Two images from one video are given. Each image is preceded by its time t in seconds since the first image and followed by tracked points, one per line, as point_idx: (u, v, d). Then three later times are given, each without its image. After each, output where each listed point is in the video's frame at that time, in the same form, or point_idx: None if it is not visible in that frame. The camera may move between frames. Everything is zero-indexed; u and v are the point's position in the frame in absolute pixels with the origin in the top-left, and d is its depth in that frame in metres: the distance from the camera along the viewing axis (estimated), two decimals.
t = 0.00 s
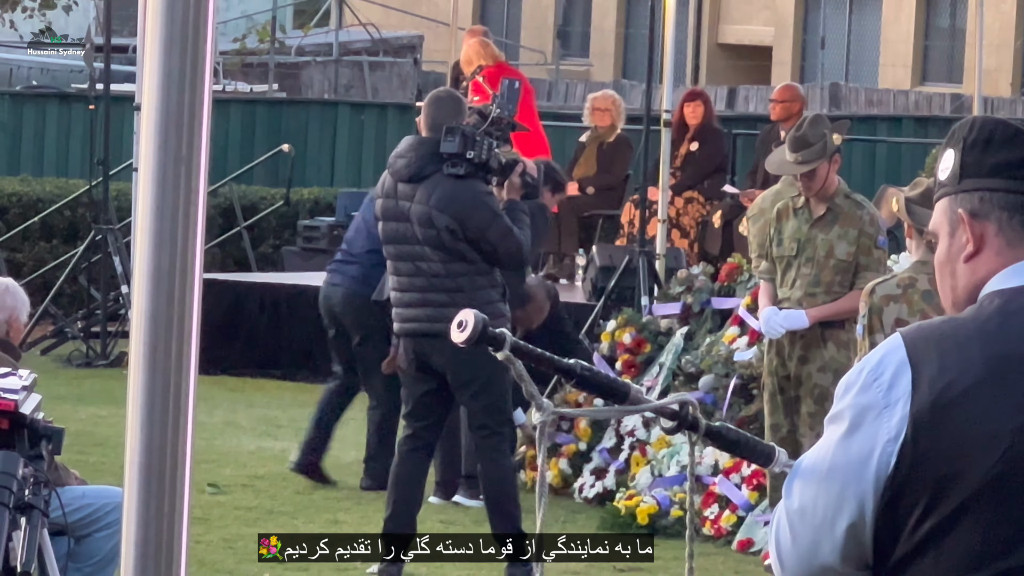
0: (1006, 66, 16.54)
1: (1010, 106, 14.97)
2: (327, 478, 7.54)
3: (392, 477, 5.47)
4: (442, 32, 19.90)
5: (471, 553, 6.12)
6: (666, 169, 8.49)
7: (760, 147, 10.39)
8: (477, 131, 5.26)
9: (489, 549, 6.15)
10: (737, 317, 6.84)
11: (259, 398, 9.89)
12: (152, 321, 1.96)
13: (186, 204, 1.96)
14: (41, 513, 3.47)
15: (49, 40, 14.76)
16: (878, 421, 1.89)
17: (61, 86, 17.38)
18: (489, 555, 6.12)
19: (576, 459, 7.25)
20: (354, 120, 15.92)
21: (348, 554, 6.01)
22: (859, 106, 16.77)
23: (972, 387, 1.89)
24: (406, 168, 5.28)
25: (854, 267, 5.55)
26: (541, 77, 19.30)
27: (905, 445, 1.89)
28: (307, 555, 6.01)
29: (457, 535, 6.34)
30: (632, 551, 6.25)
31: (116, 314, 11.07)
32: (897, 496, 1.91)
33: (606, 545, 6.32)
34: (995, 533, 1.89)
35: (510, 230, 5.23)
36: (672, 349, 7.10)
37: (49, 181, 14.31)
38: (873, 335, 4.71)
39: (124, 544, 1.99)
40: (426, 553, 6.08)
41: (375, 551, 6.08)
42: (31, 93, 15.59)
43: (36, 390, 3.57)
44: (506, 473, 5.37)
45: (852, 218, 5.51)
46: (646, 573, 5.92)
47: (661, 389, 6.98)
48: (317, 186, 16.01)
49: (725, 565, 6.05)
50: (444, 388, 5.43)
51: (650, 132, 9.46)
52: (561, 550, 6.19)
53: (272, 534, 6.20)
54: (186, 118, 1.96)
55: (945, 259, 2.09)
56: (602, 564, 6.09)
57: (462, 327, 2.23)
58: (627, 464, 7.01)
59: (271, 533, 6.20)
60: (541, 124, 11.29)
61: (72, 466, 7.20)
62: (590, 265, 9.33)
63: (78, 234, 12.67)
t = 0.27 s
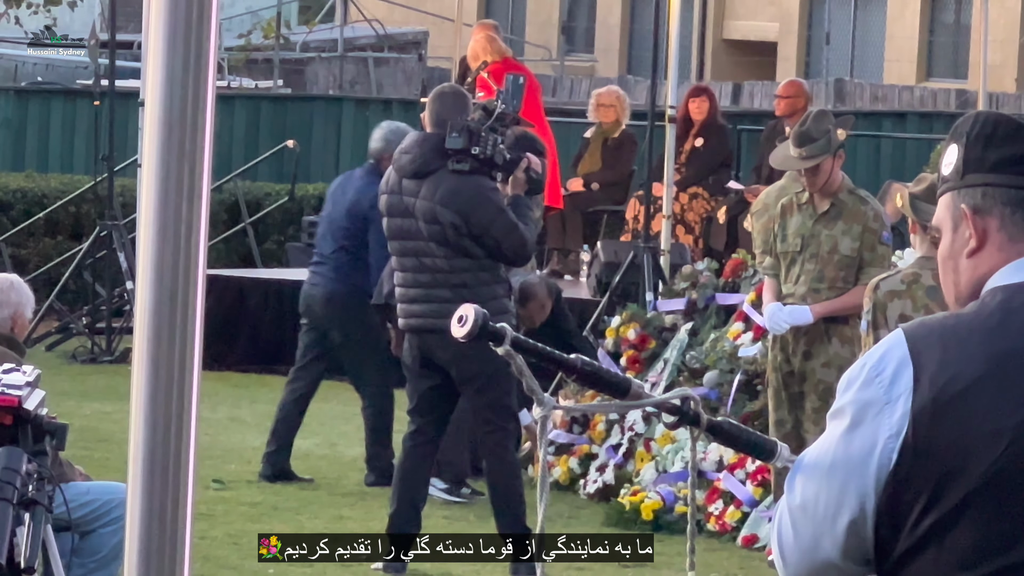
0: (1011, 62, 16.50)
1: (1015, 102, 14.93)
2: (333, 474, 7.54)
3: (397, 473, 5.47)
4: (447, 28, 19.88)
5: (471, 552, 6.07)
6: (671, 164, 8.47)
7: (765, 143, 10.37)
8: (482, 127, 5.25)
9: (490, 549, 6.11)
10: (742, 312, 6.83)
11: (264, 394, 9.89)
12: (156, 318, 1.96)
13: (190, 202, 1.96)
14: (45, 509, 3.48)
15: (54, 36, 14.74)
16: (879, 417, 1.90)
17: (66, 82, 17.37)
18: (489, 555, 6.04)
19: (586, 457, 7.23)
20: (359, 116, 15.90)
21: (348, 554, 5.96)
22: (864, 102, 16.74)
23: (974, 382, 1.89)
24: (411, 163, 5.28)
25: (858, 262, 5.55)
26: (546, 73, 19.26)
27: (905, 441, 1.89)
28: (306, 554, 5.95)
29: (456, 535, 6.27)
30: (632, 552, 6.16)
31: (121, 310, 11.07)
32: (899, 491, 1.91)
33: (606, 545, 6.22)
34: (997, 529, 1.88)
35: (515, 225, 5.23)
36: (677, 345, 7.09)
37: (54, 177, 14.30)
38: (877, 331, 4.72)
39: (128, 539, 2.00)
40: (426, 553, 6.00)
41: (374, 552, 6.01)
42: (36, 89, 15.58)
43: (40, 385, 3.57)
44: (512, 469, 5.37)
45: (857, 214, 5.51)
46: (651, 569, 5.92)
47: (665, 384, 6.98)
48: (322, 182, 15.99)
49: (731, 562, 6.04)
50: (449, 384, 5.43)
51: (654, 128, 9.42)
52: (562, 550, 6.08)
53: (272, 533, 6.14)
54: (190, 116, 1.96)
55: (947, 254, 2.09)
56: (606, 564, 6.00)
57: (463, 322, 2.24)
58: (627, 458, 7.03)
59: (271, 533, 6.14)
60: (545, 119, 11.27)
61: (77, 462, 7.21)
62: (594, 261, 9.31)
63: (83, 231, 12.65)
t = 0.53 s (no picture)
0: (1017, 58, 16.47)
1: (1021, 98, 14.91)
2: (338, 470, 7.54)
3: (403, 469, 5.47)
4: (453, 24, 19.86)
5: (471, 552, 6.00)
6: (676, 160, 8.44)
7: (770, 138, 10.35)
8: (488, 123, 5.24)
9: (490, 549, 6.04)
10: (747, 308, 6.81)
11: (270, 390, 9.89)
12: (162, 312, 1.95)
13: (197, 197, 1.96)
14: (52, 505, 3.46)
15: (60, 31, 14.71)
16: (886, 413, 1.88)
17: (71, 78, 17.35)
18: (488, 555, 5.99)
19: (591, 452, 7.23)
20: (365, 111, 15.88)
21: (348, 554, 5.91)
22: (870, 98, 16.71)
23: (979, 379, 1.88)
24: (417, 159, 5.27)
25: (864, 258, 5.52)
26: (552, 69, 19.23)
27: (913, 436, 1.88)
28: (307, 554, 5.89)
29: (456, 534, 6.20)
30: (632, 552, 6.10)
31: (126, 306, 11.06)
32: (905, 487, 1.90)
33: (606, 545, 6.15)
34: (1001, 523, 1.89)
35: (522, 221, 5.22)
36: (683, 340, 7.08)
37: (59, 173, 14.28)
38: (883, 326, 4.70)
39: (133, 536, 1.99)
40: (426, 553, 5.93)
41: (374, 552, 5.94)
42: (42, 85, 15.54)
43: (46, 381, 3.56)
44: (518, 465, 5.37)
45: (863, 210, 5.49)
46: (657, 565, 5.91)
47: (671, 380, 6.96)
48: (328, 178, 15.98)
49: (737, 558, 6.03)
50: (455, 380, 5.42)
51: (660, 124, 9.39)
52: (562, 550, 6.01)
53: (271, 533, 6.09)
54: (195, 110, 1.95)
55: (953, 250, 2.08)
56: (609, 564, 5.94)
57: (469, 317, 2.22)
58: (634, 454, 6.98)
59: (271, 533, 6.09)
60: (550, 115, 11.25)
61: (83, 458, 7.21)
62: (600, 256, 9.30)
63: (88, 226, 12.63)
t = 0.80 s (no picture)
0: None
1: None
2: (346, 465, 7.53)
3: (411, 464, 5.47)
4: (460, 19, 19.84)
5: (471, 552, 5.91)
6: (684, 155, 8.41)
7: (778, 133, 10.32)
8: (497, 118, 5.24)
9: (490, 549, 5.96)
10: (755, 303, 6.80)
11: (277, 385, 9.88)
12: (171, 307, 1.94)
13: (205, 190, 1.95)
14: (60, 500, 3.45)
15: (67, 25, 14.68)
16: (897, 409, 1.87)
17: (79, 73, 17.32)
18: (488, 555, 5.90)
19: (599, 447, 7.20)
20: (372, 106, 15.85)
21: (349, 554, 5.82)
22: (877, 92, 16.67)
23: (990, 374, 1.87)
24: (426, 154, 5.27)
25: (872, 253, 5.51)
26: (559, 64, 19.19)
27: (923, 432, 1.87)
28: (307, 554, 5.78)
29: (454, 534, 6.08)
30: (632, 552, 6.00)
31: (134, 301, 11.05)
32: (914, 482, 1.89)
33: (606, 545, 6.05)
34: (1011, 520, 1.88)
35: (530, 217, 5.22)
36: (690, 335, 7.07)
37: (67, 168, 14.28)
38: (891, 322, 4.66)
39: (142, 531, 1.98)
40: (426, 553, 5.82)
41: (374, 551, 5.83)
42: (49, 79, 15.47)
43: (54, 376, 3.55)
44: (526, 459, 5.36)
45: (870, 205, 5.48)
46: (665, 559, 5.90)
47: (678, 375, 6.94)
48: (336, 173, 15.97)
49: (745, 553, 6.02)
50: (462, 375, 5.38)
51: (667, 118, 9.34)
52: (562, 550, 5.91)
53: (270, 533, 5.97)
54: (204, 103, 1.94)
55: (964, 246, 2.06)
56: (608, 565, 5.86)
57: (480, 311, 2.22)
58: (642, 449, 7.01)
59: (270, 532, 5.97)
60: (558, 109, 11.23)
61: (91, 453, 7.21)
62: (608, 251, 9.28)
63: (95, 221, 12.61)
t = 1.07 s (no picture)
0: None
1: None
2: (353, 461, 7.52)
3: (417, 460, 5.46)
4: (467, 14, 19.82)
5: (471, 553, 5.83)
6: (690, 151, 8.37)
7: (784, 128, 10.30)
8: (503, 113, 5.22)
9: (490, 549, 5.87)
10: (762, 299, 6.79)
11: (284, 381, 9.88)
12: (177, 303, 1.94)
13: (212, 184, 1.94)
14: (67, 496, 3.45)
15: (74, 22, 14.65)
16: (904, 405, 1.87)
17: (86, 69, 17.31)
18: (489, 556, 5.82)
19: (606, 442, 7.21)
20: (379, 102, 15.82)
21: (348, 554, 5.76)
22: (884, 88, 16.63)
23: (997, 372, 1.86)
24: (432, 150, 5.27)
25: (879, 249, 5.49)
26: (566, 60, 19.17)
27: (930, 429, 1.86)
28: (307, 554, 5.72)
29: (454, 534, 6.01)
30: (631, 552, 5.91)
31: (141, 297, 11.06)
32: (922, 479, 1.88)
33: (606, 545, 5.97)
34: (1019, 517, 1.87)
35: (538, 212, 5.21)
36: (697, 331, 7.08)
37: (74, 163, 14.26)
38: (898, 318, 4.67)
39: (149, 526, 1.98)
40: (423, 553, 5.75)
41: (375, 552, 5.75)
42: (56, 75, 15.39)
43: (62, 372, 3.54)
44: (533, 454, 5.35)
45: (878, 201, 5.46)
46: (672, 556, 5.89)
47: (685, 371, 6.96)
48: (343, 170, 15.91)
49: (752, 548, 6.01)
50: (470, 370, 5.40)
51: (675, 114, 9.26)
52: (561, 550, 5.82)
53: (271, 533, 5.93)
54: (210, 98, 1.94)
55: (973, 241, 2.05)
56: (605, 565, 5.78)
57: (487, 307, 2.22)
58: (648, 445, 6.98)
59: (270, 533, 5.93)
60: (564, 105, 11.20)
61: (98, 449, 7.22)
62: (615, 246, 9.27)
63: (103, 217, 12.59)
